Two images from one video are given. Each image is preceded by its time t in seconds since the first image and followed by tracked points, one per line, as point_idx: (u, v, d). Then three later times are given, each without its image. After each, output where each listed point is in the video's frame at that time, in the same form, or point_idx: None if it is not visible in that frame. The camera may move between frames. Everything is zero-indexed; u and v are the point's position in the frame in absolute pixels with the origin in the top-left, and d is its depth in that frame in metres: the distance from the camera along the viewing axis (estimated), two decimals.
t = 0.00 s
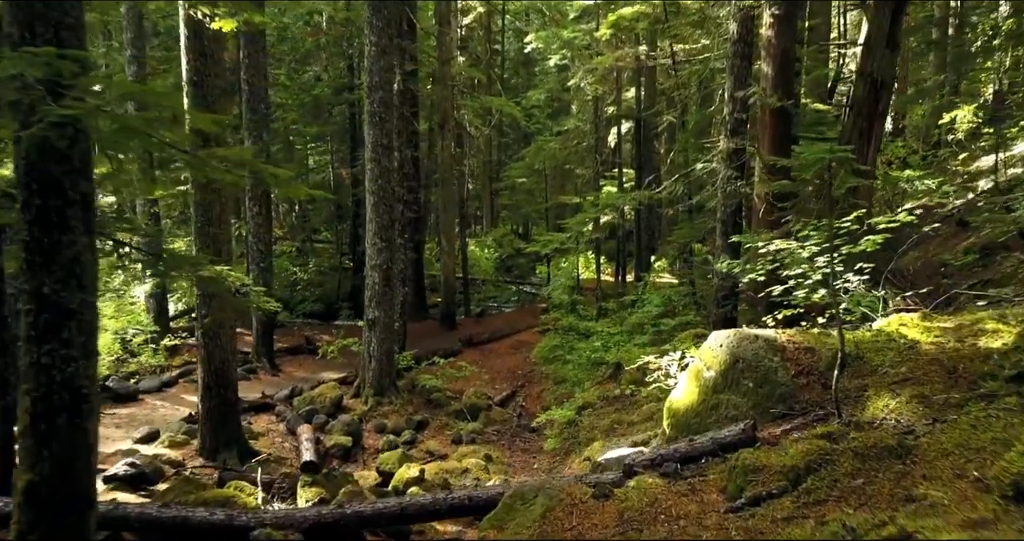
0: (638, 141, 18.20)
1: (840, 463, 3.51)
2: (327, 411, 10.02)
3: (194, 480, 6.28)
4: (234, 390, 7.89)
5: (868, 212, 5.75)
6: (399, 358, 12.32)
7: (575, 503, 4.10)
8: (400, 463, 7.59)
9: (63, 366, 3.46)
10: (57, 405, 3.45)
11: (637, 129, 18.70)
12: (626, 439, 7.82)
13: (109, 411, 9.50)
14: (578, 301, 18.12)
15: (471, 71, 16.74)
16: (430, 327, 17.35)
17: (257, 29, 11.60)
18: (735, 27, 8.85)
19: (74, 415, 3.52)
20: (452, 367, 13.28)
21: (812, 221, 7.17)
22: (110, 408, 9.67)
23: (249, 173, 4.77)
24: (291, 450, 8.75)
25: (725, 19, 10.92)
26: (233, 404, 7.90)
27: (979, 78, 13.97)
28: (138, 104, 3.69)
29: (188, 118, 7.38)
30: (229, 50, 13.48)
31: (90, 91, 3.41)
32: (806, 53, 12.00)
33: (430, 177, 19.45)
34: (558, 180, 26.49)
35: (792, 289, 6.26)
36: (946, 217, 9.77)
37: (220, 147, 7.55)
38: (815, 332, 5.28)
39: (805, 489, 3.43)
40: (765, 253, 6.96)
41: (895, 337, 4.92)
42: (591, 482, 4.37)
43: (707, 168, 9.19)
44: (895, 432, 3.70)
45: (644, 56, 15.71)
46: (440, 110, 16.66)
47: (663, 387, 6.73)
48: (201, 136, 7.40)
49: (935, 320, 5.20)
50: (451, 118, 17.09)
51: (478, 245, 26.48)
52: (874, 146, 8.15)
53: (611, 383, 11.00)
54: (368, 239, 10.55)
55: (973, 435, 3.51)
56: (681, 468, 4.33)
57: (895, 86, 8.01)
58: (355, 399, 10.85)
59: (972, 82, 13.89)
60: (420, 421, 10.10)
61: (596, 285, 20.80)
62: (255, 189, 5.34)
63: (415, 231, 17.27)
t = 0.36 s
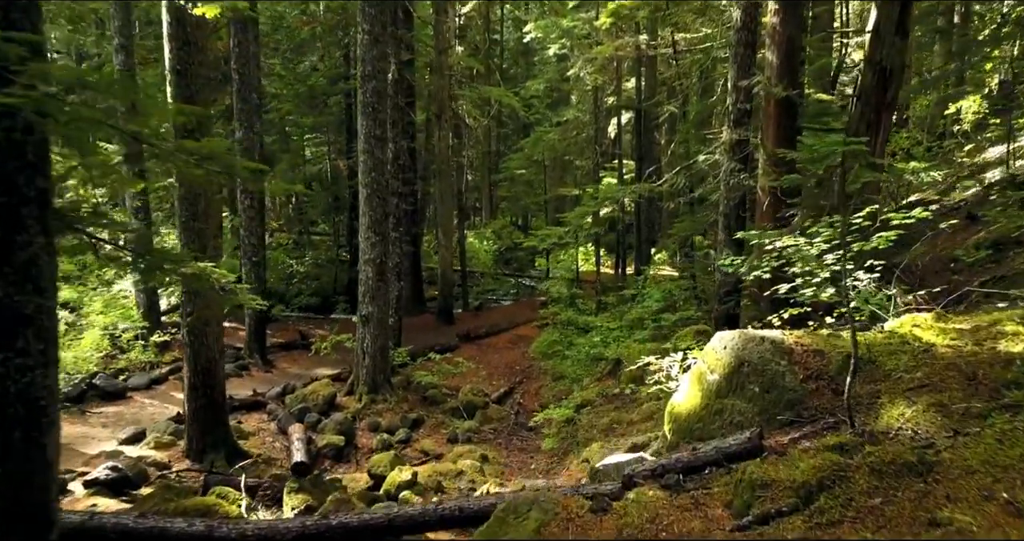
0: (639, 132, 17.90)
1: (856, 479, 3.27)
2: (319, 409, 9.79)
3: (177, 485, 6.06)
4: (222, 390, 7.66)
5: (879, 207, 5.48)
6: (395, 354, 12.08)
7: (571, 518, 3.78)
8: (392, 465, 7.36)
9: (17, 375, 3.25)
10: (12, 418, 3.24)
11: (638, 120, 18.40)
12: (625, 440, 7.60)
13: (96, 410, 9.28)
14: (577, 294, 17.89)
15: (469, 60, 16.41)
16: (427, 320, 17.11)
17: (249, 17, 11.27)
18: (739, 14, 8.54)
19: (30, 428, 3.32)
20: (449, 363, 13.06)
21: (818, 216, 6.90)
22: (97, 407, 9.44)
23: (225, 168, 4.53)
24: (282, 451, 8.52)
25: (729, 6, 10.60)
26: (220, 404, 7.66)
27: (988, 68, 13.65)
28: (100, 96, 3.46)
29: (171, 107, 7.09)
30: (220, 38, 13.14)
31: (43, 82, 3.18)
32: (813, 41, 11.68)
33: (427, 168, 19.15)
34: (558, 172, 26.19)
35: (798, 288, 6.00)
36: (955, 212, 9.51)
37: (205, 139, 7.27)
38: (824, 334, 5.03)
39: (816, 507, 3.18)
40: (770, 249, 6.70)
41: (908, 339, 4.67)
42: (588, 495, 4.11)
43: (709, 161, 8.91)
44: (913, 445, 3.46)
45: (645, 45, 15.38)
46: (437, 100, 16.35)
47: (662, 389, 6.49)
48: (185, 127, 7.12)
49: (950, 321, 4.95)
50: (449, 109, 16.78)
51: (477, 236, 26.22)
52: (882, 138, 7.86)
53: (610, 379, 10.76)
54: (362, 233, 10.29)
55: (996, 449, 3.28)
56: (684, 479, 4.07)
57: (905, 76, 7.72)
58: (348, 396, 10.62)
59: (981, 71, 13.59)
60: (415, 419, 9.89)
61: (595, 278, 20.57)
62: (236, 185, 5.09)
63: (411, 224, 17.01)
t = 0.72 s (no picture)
0: (639, 123, 17.60)
1: (874, 502, 3.02)
2: (311, 409, 9.56)
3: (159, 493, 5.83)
4: (208, 391, 7.42)
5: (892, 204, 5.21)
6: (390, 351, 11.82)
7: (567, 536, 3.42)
8: (384, 470, 7.13)
9: None
10: None
11: (639, 111, 18.09)
12: (626, 442, 7.35)
13: (82, 410, 9.07)
14: (577, 288, 17.63)
15: (466, 49, 16.08)
16: (425, 315, 16.85)
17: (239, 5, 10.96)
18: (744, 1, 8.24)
19: None
20: (446, 359, 12.82)
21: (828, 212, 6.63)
22: (83, 407, 9.22)
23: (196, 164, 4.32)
24: (272, 453, 8.29)
25: None
26: (206, 406, 7.43)
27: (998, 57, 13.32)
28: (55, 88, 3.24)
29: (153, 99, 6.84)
30: (211, 27, 12.83)
31: None
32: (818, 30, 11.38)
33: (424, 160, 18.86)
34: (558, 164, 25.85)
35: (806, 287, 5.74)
36: (966, 206, 9.24)
37: (189, 131, 7.01)
38: (834, 337, 4.78)
39: (832, 531, 2.94)
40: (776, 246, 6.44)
41: (924, 344, 4.42)
42: (584, 509, 3.84)
43: (712, 153, 8.61)
44: (933, 463, 3.22)
45: (646, 34, 15.05)
46: (435, 91, 16.04)
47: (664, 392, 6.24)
48: (167, 119, 6.85)
49: (968, 324, 4.70)
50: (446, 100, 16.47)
51: (476, 229, 25.94)
52: (891, 130, 7.58)
53: (610, 377, 10.52)
54: (355, 227, 10.02)
55: None
56: (687, 494, 3.81)
57: (916, 65, 7.43)
58: (342, 394, 10.39)
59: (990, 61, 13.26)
60: (409, 418, 9.66)
61: (595, 272, 20.30)
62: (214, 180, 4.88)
63: (408, 217, 16.74)
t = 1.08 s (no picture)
0: (640, 116, 17.35)
1: (891, 524, 2.81)
2: (306, 409, 9.38)
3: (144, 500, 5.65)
4: (197, 393, 7.24)
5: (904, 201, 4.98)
6: (386, 349, 11.63)
7: None
8: (377, 475, 6.95)
9: None
10: None
11: (640, 105, 17.84)
12: (626, 445, 7.14)
13: (71, 413, 8.90)
14: (577, 284, 17.41)
15: (464, 42, 15.83)
16: (423, 311, 16.65)
17: None
18: None
19: None
20: (444, 357, 12.61)
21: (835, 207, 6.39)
22: (73, 409, 9.06)
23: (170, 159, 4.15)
24: (265, 455, 8.11)
25: None
26: (195, 408, 7.26)
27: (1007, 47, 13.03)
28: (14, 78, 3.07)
29: (138, 91, 6.68)
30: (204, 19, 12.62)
31: None
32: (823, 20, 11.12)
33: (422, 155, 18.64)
34: (558, 158, 25.61)
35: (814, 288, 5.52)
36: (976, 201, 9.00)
37: (174, 124, 6.82)
38: (844, 341, 4.58)
39: None
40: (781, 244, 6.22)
41: (939, 349, 4.22)
42: (581, 524, 3.60)
43: (715, 148, 8.38)
44: (953, 481, 3.04)
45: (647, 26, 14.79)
46: (432, 84, 15.80)
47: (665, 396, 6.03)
48: (152, 113, 6.67)
49: (984, 328, 4.50)
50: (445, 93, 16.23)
51: (476, 224, 25.72)
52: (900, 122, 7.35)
53: (611, 376, 10.32)
54: (350, 224, 9.81)
55: None
56: (691, 509, 3.59)
57: (925, 55, 7.18)
58: (337, 394, 10.20)
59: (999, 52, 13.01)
60: (406, 418, 9.46)
61: (596, 267, 20.07)
62: (193, 177, 4.72)
63: (406, 212, 16.53)
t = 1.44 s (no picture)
0: (643, 112, 17.07)
1: None
2: (299, 412, 9.14)
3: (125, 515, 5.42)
4: (184, 398, 7.01)
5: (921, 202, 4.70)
6: (382, 350, 11.39)
7: None
8: (369, 484, 6.79)
9: None
10: None
11: (642, 101, 17.54)
12: (628, 453, 6.89)
13: (59, 415, 8.66)
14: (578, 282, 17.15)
15: (464, 37, 15.54)
16: (422, 310, 16.39)
17: None
18: None
19: None
20: (442, 358, 12.37)
21: (846, 208, 6.12)
22: (60, 412, 8.80)
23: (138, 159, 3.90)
24: (256, 462, 7.86)
25: None
26: (183, 414, 7.03)
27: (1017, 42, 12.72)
28: None
29: (121, 86, 6.45)
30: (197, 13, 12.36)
31: None
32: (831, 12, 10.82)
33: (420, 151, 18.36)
34: (559, 155, 25.32)
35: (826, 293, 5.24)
36: (990, 200, 8.72)
37: (159, 121, 6.58)
38: (860, 351, 4.33)
39: None
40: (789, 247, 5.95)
41: (960, 362, 3.98)
42: None
43: (721, 145, 8.10)
44: (986, 512, 2.81)
45: (648, 20, 14.51)
46: (431, 79, 15.53)
47: (669, 406, 5.76)
48: (136, 109, 6.43)
49: (1006, 338, 4.25)
50: (443, 89, 15.95)
51: (477, 221, 25.45)
52: (913, 117, 7.06)
53: (612, 378, 10.07)
54: (344, 222, 9.56)
55: None
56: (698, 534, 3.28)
57: (940, 49, 6.91)
58: (332, 396, 9.97)
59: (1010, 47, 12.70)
60: (401, 423, 9.22)
61: (598, 265, 19.79)
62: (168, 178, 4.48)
63: (404, 210, 16.28)
